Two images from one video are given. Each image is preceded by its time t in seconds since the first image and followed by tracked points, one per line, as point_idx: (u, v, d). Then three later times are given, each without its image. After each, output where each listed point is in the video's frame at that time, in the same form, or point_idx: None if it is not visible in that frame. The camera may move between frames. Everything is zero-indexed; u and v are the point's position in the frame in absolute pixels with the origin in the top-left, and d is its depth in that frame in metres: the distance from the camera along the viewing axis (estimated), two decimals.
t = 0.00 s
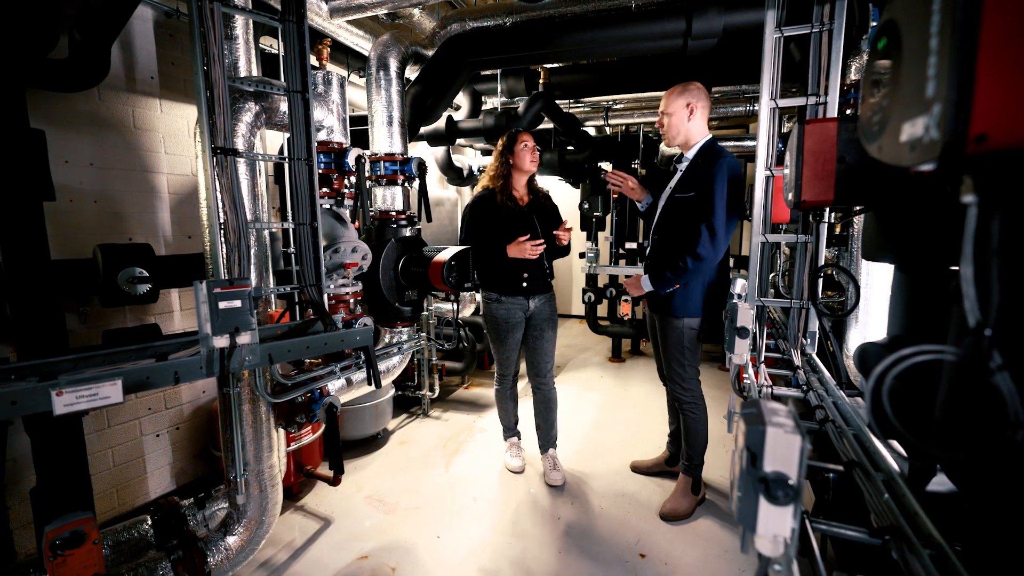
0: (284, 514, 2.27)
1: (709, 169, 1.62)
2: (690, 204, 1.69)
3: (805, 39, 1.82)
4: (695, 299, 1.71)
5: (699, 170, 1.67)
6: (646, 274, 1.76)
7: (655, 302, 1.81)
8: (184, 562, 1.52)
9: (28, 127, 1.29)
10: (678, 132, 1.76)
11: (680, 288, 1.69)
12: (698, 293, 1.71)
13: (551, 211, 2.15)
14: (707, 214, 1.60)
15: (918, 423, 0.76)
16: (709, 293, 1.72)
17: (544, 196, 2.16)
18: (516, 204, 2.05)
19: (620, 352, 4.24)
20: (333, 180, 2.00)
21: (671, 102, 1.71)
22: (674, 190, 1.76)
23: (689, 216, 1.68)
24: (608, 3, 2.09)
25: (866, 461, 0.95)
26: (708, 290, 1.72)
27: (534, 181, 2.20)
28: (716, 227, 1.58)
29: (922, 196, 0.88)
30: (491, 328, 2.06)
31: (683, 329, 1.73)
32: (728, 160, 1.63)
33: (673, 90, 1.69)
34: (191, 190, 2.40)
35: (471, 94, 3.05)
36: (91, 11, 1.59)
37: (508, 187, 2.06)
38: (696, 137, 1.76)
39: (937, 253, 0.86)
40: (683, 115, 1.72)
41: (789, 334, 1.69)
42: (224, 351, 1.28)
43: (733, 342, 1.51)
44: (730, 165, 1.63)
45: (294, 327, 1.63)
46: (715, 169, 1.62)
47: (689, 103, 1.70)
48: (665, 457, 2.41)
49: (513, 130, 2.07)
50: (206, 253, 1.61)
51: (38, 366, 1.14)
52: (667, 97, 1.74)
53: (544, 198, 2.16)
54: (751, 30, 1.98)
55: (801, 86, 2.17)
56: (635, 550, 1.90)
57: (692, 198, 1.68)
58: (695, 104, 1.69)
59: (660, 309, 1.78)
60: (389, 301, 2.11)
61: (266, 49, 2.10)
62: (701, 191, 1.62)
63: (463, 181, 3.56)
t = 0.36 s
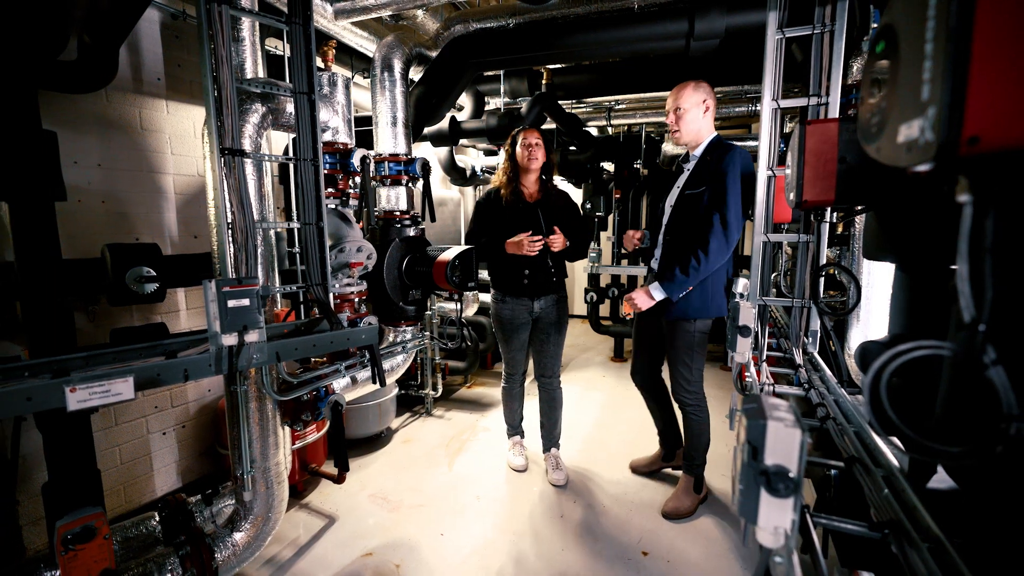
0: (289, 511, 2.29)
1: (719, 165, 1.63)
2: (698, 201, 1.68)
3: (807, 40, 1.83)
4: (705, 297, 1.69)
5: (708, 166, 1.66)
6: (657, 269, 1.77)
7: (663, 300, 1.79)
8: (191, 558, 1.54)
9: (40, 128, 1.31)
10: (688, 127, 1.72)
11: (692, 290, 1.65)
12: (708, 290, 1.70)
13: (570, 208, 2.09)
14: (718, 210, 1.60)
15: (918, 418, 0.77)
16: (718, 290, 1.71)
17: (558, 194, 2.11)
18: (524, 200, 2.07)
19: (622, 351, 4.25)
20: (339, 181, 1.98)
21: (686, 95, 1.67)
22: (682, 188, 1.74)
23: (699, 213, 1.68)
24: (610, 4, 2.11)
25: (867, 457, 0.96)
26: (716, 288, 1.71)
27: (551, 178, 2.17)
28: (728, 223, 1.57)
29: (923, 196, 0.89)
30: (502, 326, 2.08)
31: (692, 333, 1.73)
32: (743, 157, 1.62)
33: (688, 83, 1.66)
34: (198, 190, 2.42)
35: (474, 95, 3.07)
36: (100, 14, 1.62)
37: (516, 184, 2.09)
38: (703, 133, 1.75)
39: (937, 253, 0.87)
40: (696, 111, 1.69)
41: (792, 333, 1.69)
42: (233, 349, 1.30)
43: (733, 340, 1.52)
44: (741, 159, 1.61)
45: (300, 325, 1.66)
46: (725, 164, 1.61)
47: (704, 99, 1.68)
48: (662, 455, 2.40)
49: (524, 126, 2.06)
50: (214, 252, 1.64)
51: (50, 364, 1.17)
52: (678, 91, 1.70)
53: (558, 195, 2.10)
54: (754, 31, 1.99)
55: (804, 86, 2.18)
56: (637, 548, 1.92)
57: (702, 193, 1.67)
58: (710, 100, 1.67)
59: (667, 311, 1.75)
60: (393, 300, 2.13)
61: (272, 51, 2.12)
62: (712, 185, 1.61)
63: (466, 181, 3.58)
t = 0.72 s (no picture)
0: (294, 509, 2.31)
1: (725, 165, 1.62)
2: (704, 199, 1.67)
3: (808, 41, 1.84)
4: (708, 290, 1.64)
5: (713, 165, 1.64)
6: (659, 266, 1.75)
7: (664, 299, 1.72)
8: (198, 554, 1.55)
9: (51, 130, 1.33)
10: (694, 125, 1.65)
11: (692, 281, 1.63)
12: (712, 285, 1.65)
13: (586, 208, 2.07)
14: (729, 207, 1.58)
15: (917, 418, 0.76)
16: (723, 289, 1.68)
17: (569, 193, 2.10)
18: (534, 200, 2.09)
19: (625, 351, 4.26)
20: (343, 181, 2.04)
21: (690, 92, 1.61)
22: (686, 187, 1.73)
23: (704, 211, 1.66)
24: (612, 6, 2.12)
25: (867, 455, 0.97)
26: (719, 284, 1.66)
27: (568, 180, 2.16)
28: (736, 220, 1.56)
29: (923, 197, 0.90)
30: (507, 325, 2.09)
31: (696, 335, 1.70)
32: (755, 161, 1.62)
33: (692, 80, 1.61)
34: (203, 191, 2.44)
35: (477, 96, 3.09)
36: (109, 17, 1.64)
37: (528, 184, 2.11)
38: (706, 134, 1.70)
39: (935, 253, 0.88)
40: (701, 108, 1.63)
41: (794, 332, 1.69)
42: (240, 347, 1.31)
43: (735, 341, 1.53)
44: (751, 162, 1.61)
45: (306, 323, 1.69)
46: (732, 164, 1.60)
47: (708, 96, 1.62)
48: (620, 499, 2.05)
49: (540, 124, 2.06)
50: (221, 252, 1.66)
51: (61, 362, 1.19)
52: (679, 89, 1.63)
53: (569, 195, 2.09)
54: (755, 32, 2.00)
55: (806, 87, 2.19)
56: (640, 546, 1.93)
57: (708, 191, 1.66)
58: (713, 97, 1.63)
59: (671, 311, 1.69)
60: (396, 300, 2.14)
61: (277, 52, 2.14)
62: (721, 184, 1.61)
63: (469, 181, 3.59)
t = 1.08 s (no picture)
0: (299, 506, 2.34)
1: (714, 160, 1.63)
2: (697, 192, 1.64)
3: (809, 43, 1.85)
4: (704, 286, 1.66)
5: (702, 161, 1.65)
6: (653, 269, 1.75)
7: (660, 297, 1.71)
8: (208, 549, 1.56)
9: (65, 133, 1.37)
10: (680, 122, 1.66)
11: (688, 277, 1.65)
12: (708, 280, 1.67)
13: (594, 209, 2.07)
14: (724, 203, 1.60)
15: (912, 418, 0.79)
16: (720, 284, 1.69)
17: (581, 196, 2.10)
18: (546, 202, 2.11)
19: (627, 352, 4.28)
20: (349, 183, 2.05)
21: (677, 90, 1.63)
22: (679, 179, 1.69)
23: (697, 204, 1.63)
24: (614, 9, 2.15)
25: (863, 452, 0.98)
26: (715, 280, 1.68)
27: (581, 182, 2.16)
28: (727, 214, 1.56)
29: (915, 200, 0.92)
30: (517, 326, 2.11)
31: (695, 333, 1.70)
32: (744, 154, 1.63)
33: (678, 78, 1.63)
34: (210, 192, 2.48)
35: (479, 97, 3.12)
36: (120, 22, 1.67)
37: (540, 187, 2.13)
38: (694, 131, 1.71)
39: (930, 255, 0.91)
40: (689, 105, 1.64)
41: (793, 332, 1.71)
42: (249, 346, 1.34)
43: (735, 340, 1.55)
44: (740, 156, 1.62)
45: (312, 323, 1.71)
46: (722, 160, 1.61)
47: (694, 93, 1.63)
48: (642, 518, 1.92)
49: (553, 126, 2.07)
50: (230, 252, 1.69)
51: (76, 359, 1.22)
52: (665, 87, 1.65)
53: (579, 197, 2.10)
54: (756, 35, 2.02)
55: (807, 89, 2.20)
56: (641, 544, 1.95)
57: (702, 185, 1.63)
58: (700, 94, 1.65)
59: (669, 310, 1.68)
60: (401, 300, 2.17)
61: (283, 55, 2.17)
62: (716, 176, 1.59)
63: (472, 182, 3.62)
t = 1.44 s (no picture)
0: (305, 503, 2.38)
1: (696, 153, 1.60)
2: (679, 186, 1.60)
3: (807, 48, 1.88)
4: (688, 285, 1.63)
5: (680, 156, 1.62)
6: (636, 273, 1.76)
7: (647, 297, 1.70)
8: (218, 542, 1.59)
9: (81, 139, 1.41)
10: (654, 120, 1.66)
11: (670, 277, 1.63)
12: (692, 278, 1.63)
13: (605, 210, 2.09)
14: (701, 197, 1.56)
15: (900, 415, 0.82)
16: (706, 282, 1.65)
17: (592, 199, 2.10)
18: (557, 206, 2.14)
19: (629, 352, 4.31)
20: (355, 186, 2.08)
21: (652, 89, 1.63)
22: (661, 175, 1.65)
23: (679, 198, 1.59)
24: (615, 14, 2.18)
25: (855, 449, 1.01)
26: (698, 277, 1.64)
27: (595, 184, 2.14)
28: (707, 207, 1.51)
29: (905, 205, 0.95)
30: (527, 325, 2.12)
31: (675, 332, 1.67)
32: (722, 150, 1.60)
33: (655, 78, 1.63)
34: (219, 194, 2.52)
35: (482, 100, 3.11)
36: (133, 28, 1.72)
37: (550, 191, 2.17)
38: (670, 130, 1.70)
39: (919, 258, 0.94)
40: (665, 103, 1.64)
41: (790, 332, 1.74)
42: (260, 345, 1.38)
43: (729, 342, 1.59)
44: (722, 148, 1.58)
45: (319, 323, 1.75)
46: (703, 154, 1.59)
47: (670, 92, 1.63)
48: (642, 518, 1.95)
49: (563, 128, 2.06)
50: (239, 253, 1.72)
51: (93, 357, 1.26)
52: (641, 86, 1.66)
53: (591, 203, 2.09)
54: (756, 39, 2.05)
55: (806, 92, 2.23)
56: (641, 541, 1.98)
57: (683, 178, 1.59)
58: (676, 94, 1.64)
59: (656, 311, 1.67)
60: (406, 300, 2.18)
61: (290, 59, 2.21)
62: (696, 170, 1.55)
63: (475, 184, 3.65)
